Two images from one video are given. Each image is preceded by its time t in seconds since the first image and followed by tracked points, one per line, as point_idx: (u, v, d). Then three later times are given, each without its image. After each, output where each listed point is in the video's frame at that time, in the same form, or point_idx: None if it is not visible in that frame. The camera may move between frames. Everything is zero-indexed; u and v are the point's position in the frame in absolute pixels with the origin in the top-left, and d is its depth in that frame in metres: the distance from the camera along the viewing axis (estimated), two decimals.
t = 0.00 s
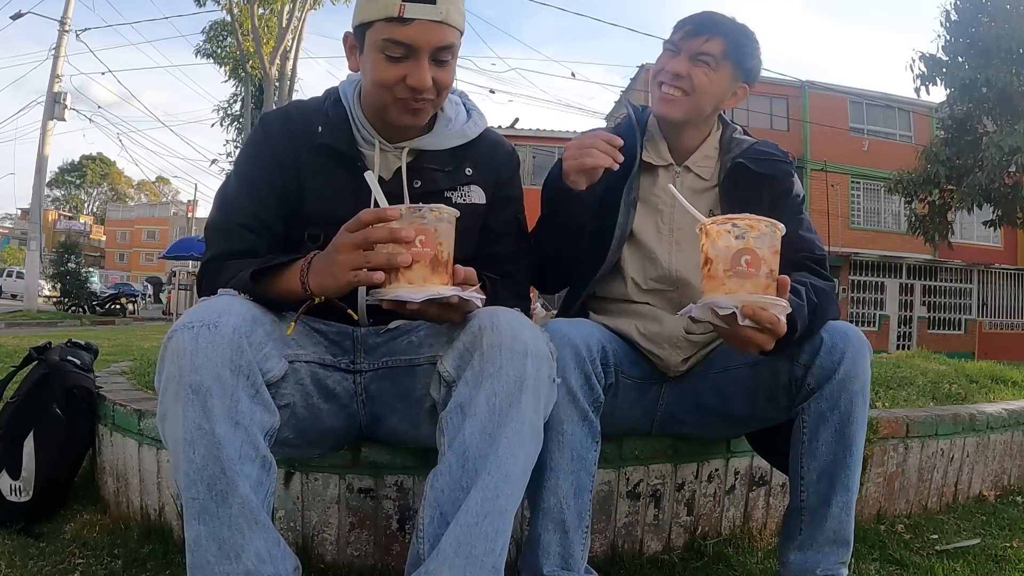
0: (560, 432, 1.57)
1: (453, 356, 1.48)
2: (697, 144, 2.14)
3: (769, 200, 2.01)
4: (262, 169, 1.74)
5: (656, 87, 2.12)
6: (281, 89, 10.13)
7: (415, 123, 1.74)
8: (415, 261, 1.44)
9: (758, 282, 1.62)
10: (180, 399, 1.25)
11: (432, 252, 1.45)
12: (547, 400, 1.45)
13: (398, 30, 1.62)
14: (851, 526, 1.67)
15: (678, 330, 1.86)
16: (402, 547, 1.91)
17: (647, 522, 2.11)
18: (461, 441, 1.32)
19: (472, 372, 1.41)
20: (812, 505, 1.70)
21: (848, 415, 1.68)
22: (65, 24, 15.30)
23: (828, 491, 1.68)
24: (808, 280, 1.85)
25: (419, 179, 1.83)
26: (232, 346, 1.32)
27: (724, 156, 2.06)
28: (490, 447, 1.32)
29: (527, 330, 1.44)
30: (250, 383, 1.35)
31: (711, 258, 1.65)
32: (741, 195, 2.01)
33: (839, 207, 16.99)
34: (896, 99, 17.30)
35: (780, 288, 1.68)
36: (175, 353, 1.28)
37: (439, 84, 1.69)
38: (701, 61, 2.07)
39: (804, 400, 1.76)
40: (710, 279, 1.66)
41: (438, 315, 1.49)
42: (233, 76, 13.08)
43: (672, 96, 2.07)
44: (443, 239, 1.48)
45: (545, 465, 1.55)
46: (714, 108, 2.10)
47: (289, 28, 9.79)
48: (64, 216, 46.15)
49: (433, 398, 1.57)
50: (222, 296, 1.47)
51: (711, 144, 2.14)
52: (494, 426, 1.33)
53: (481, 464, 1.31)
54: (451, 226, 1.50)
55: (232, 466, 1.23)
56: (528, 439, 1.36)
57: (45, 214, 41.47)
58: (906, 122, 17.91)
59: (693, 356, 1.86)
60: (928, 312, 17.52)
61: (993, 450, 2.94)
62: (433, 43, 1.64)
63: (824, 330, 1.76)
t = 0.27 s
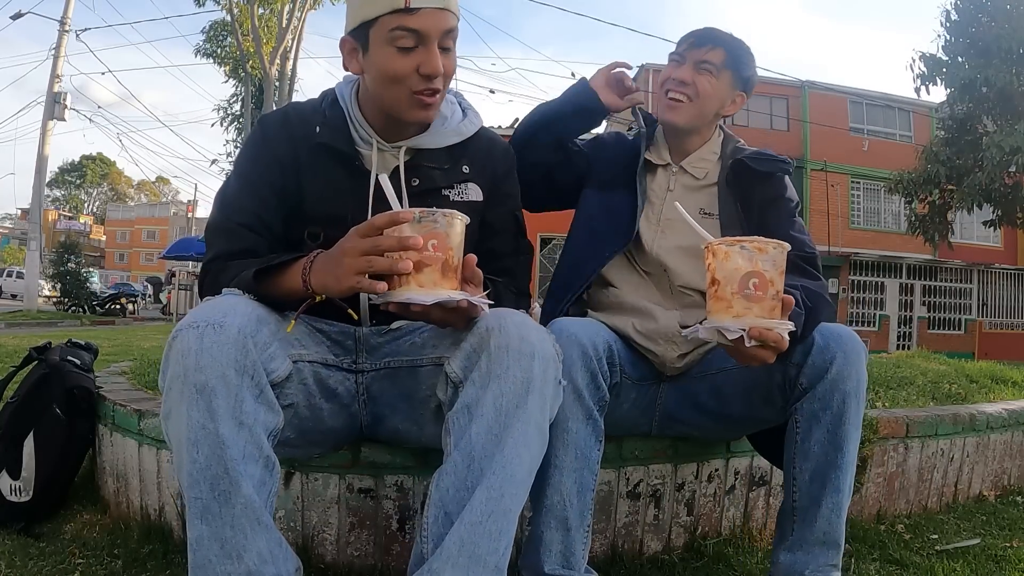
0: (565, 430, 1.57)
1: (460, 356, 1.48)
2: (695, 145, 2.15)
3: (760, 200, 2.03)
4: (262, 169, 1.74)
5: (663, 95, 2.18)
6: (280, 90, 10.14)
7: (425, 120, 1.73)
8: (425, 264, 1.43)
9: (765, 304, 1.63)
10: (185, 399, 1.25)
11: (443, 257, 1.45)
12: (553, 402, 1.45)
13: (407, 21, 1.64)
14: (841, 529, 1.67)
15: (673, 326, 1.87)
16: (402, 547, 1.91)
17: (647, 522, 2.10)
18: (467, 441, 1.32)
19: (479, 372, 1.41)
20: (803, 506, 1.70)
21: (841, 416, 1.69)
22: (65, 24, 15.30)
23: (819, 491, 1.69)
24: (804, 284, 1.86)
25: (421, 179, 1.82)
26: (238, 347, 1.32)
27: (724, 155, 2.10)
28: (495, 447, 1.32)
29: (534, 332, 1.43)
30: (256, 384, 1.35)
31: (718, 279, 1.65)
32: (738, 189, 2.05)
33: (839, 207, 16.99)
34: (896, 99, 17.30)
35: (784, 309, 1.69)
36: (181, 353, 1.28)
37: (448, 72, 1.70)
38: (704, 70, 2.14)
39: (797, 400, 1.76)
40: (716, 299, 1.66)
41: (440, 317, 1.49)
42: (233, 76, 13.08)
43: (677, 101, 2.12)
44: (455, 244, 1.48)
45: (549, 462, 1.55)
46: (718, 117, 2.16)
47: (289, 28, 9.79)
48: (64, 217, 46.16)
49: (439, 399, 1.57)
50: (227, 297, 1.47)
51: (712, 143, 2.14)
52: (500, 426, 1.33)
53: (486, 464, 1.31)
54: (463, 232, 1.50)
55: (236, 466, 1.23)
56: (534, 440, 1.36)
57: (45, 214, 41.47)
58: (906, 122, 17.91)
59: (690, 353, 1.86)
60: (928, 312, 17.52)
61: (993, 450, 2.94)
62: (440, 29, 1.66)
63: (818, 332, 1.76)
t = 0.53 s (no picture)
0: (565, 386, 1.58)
1: (466, 357, 1.48)
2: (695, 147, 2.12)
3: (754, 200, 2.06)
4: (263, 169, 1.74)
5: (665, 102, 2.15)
6: (280, 90, 10.14)
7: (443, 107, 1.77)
8: (440, 254, 1.40)
9: (776, 307, 1.63)
10: (189, 400, 1.25)
11: (460, 250, 1.41)
12: (558, 403, 1.45)
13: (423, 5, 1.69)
14: (842, 530, 1.67)
15: (669, 308, 1.92)
16: (402, 547, 1.91)
17: (647, 522, 2.10)
18: (472, 441, 1.32)
19: (485, 373, 1.41)
20: (803, 506, 1.70)
21: (842, 417, 1.68)
22: (65, 24, 15.29)
23: (820, 493, 1.68)
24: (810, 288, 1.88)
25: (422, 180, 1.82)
26: (244, 347, 1.32)
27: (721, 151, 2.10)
28: (499, 448, 1.32)
29: (540, 332, 1.43)
30: (261, 385, 1.34)
31: (731, 284, 1.65)
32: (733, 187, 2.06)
33: (839, 207, 16.99)
34: (896, 99, 17.30)
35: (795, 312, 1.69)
36: (186, 353, 1.28)
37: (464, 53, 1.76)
38: (705, 80, 2.10)
39: (798, 401, 1.75)
40: (729, 303, 1.66)
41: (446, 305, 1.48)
42: (233, 76, 13.08)
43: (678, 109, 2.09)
44: (474, 241, 1.43)
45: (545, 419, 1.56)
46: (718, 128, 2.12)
47: (289, 28, 9.79)
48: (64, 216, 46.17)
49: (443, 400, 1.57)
50: (231, 296, 1.47)
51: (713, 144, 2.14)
52: (505, 427, 1.33)
53: (490, 465, 1.31)
54: (485, 231, 1.46)
55: (239, 467, 1.23)
56: (538, 440, 1.36)
57: (45, 214, 41.48)
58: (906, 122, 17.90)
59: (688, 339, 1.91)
60: (928, 312, 17.52)
61: (993, 450, 2.94)
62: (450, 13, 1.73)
63: (820, 330, 1.73)
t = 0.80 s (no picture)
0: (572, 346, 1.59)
1: (464, 358, 1.48)
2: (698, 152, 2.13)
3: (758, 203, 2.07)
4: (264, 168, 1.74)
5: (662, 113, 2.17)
6: (281, 90, 10.14)
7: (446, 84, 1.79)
8: (423, 257, 1.39)
9: (806, 307, 1.65)
10: (188, 400, 1.25)
11: (444, 253, 1.40)
12: (557, 403, 1.44)
13: None
14: (845, 527, 1.68)
15: (675, 306, 1.94)
16: (402, 547, 1.91)
17: (647, 522, 2.10)
18: (471, 441, 1.32)
19: (484, 373, 1.41)
20: (807, 503, 1.70)
21: (850, 415, 1.68)
22: (65, 24, 15.29)
23: (825, 489, 1.68)
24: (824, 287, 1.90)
25: (423, 180, 1.82)
26: (242, 347, 1.32)
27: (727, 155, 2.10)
28: (498, 448, 1.32)
29: (538, 332, 1.42)
30: (259, 385, 1.34)
31: (761, 285, 1.67)
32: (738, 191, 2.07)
33: (839, 207, 16.99)
34: (896, 99, 17.30)
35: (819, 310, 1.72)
36: (185, 353, 1.28)
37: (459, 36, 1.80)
38: (697, 90, 2.12)
39: (806, 398, 1.74)
40: (759, 305, 1.68)
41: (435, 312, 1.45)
42: (233, 76, 13.08)
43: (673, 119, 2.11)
44: (461, 244, 1.42)
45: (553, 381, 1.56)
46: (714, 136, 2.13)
47: (289, 28, 9.79)
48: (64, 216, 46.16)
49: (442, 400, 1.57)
50: (229, 296, 1.47)
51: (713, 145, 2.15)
52: (503, 427, 1.33)
53: (489, 465, 1.31)
54: (473, 234, 1.45)
55: (238, 467, 1.23)
56: (537, 440, 1.36)
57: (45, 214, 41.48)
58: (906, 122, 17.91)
59: (687, 337, 1.93)
60: (928, 312, 17.52)
61: (993, 450, 2.94)
62: None
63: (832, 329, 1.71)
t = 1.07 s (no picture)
0: (576, 322, 1.59)
1: (462, 357, 1.48)
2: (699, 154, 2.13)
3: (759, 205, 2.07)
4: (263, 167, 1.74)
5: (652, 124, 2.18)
6: (280, 90, 10.14)
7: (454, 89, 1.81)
8: (422, 257, 1.39)
9: (811, 303, 1.64)
10: (185, 398, 1.25)
11: (442, 252, 1.41)
12: (556, 403, 1.44)
13: None
14: (846, 520, 1.69)
15: (677, 302, 1.95)
16: (402, 547, 1.91)
17: (647, 522, 2.10)
18: (470, 440, 1.32)
19: (482, 372, 1.41)
20: (808, 497, 1.71)
21: (853, 411, 1.68)
22: (65, 24, 15.29)
23: (827, 484, 1.69)
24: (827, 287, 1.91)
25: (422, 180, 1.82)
26: (239, 346, 1.32)
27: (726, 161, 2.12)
28: (497, 447, 1.32)
29: (536, 332, 1.42)
30: (256, 383, 1.34)
31: (766, 283, 1.67)
32: (740, 194, 2.07)
33: (839, 207, 16.99)
34: (896, 99, 17.31)
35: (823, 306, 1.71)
36: (181, 352, 1.28)
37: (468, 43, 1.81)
38: (682, 101, 2.12)
39: (809, 394, 1.74)
40: (765, 302, 1.67)
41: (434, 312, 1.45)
42: (233, 76, 13.08)
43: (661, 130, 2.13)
44: (457, 242, 1.43)
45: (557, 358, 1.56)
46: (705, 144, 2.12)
47: (289, 28, 9.79)
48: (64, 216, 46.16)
49: (441, 398, 1.57)
50: (227, 296, 1.46)
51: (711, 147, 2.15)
52: (501, 426, 1.33)
53: (487, 464, 1.31)
54: (467, 232, 1.46)
55: (236, 465, 1.23)
56: (535, 438, 1.36)
57: (45, 214, 41.49)
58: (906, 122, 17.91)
59: (688, 333, 1.94)
60: (928, 312, 17.52)
61: (993, 450, 2.94)
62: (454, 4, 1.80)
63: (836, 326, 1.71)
